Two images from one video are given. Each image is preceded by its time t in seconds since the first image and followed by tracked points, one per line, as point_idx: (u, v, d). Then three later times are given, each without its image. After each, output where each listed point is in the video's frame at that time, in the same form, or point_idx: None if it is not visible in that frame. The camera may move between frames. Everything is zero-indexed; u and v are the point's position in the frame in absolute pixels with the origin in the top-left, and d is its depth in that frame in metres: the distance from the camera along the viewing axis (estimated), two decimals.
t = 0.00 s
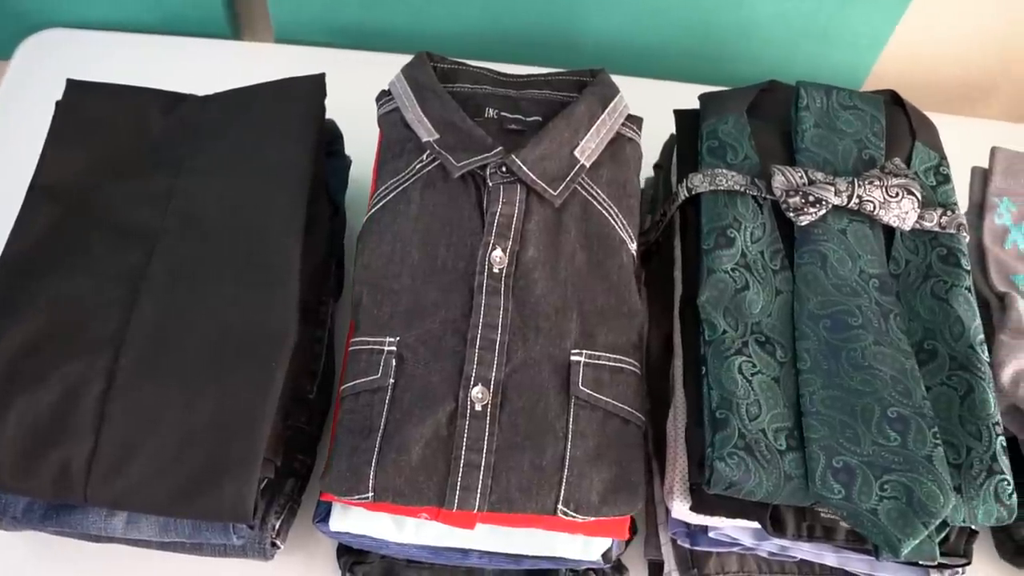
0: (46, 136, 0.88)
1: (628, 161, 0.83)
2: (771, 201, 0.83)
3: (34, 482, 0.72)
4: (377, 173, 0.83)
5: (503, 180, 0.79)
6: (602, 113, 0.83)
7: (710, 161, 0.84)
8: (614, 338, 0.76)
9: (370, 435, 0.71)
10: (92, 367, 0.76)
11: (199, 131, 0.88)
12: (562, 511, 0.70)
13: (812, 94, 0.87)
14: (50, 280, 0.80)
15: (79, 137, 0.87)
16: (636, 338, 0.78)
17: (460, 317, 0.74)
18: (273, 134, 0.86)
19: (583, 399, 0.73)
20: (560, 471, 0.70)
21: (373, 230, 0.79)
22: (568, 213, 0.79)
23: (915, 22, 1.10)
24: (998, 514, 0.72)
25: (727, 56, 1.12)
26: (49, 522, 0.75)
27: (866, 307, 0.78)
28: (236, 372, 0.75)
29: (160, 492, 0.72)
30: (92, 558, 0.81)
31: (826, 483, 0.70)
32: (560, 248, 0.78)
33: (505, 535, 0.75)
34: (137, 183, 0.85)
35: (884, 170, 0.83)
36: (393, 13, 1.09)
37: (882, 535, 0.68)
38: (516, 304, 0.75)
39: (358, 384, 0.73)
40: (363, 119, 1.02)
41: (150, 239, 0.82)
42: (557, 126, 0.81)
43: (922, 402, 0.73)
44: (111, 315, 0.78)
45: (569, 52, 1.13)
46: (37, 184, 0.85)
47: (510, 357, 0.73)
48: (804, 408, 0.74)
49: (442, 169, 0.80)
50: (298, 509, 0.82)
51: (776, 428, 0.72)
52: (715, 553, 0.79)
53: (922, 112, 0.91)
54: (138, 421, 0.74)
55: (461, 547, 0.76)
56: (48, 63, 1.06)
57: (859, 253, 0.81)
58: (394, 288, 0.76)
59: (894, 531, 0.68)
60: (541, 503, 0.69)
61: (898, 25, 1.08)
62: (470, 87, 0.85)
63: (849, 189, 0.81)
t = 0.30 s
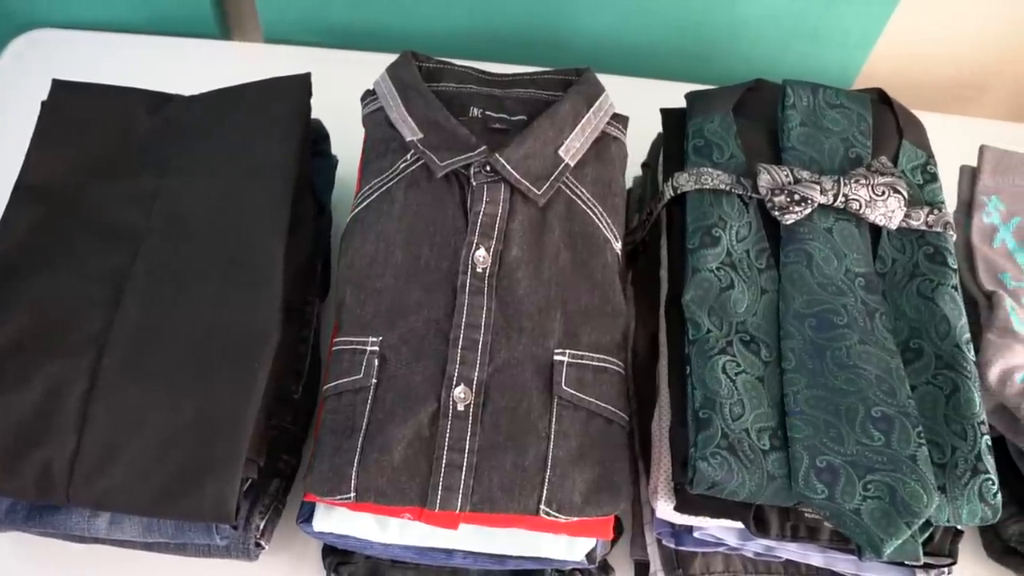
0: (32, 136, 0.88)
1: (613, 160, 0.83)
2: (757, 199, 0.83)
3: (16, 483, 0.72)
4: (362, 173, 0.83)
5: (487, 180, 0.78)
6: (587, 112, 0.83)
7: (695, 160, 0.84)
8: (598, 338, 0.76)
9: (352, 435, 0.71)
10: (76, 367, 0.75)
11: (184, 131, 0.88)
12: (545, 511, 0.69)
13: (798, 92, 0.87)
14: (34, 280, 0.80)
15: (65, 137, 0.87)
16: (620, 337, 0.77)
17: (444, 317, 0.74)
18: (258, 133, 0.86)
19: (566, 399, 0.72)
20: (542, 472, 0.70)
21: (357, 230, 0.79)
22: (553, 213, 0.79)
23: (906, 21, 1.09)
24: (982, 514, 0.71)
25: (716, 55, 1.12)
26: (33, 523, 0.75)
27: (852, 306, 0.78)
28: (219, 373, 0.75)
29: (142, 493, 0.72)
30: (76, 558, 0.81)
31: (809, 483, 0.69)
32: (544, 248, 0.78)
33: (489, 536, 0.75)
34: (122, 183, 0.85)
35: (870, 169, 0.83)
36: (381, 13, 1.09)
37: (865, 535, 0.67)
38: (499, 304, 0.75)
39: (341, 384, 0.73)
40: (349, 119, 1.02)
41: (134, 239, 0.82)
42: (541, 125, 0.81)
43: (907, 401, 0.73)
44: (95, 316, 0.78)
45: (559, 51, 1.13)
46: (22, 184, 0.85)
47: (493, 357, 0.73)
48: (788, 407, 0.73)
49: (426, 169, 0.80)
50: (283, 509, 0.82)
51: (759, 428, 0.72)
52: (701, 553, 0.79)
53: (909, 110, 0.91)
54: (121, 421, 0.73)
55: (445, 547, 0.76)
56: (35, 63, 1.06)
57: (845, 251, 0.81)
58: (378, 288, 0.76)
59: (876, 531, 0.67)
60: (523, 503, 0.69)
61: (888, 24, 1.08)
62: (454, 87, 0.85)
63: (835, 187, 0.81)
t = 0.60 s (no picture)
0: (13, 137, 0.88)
1: (596, 160, 0.82)
2: (740, 199, 0.82)
3: None
4: (343, 173, 0.83)
5: (467, 180, 0.78)
6: (569, 112, 0.82)
7: (678, 159, 0.84)
8: (578, 339, 0.75)
9: (331, 436, 0.71)
10: (55, 369, 0.75)
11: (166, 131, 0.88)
12: (523, 513, 0.69)
13: (782, 92, 0.86)
14: (15, 282, 0.80)
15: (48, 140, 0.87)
16: (601, 338, 0.77)
17: (423, 317, 0.74)
18: (239, 133, 0.86)
19: (545, 400, 0.72)
20: (520, 473, 0.70)
21: (337, 231, 0.79)
22: (533, 213, 0.79)
23: (896, 20, 1.09)
24: (963, 514, 0.71)
25: (702, 55, 1.12)
26: (13, 525, 0.75)
27: (834, 306, 0.77)
28: (198, 374, 0.75)
29: (121, 495, 0.71)
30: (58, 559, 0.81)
31: (788, 484, 0.69)
32: (524, 248, 0.77)
33: (469, 537, 0.75)
34: (103, 184, 0.85)
35: (854, 168, 0.83)
36: (367, 13, 1.09)
37: (843, 537, 0.67)
38: (479, 304, 0.75)
39: (320, 385, 0.73)
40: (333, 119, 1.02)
41: (115, 240, 0.82)
42: (522, 125, 0.80)
43: (888, 402, 0.73)
44: (75, 317, 0.78)
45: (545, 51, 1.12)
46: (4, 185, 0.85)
47: (472, 358, 0.73)
48: (769, 408, 0.73)
49: (407, 170, 0.79)
50: (264, 510, 0.82)
51: (739, 429, 0.72)
52: (683, 554, 0.78)
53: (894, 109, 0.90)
54: (100, 423, 0.73)
55: (425, 549, 0.76)
56: (19, 63, 1.06)
57: (828, 251, 0.80)
58: (357, 289, 0.76)
59: (855, 533, 0.67)
60: (502, 505, 0.69)
61: (875, 23, 1.08)
62: (436, 87, 0.85)
63: (818, 187, 0.81)
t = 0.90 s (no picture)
0: None
1: (575, 160, 0.82)
2: (720, 198, 0.82)
3: None
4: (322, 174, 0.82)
5: (445, 180, 0.78)
6: (549, 112, 0.82)
7: (658, 158, 0.83)
8: (555, 339, 0.75)
9: (307, 437, 0.71)
10: (32, 370, 0.75)
11: (147, 131, 0.87)
12: (499, 514, 0.69)
13: (763, 90, 0.86)
14: None
15: (29, 141, 0.87)
16: (580, 338, 0.77)
17: (400, 317, 0.74)
18: (219, 133, 0.85)
19: (522, 401, 0.72)
20: (496, 474, 0.70)
21: (316, 231, 0.79)
22: (512, 213, 0.79)
23: (890, 18, 1.09)
24: (941, 515, 0.71)
25: (688, 54, 1.12)
26: None
27: (814, 306, 0.77)
28: (175, 375, 0.74)
29: (97, 496, 0.71)
30: (36, 561, 0.81)
31: (764, 485, 0.68)
32: (502, 249, 0.77)
33: (446, 538, 0.75)
34: (84, 185, 0.85)
35: (834, 167, 0.82)
36: (351, 13, 1.08)
37: (819, 537, 0.67)
38: (455, 305, 0.74)
39: (296, 385, 0.73)
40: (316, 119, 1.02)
41: (94, 241, 0.82)
42: (501, 125, 0.80)
43: (867, 402, 0.72)
44: (54, 318, 0.77)
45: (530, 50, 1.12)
46: None
47: (448, 358, 0.73)
48: (746, 408, 0.73)
49: (385, 170, 0.79)
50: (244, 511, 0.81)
51: (716, 429, 0.71)
52: (662, 555, 0.78)
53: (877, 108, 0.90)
54: (76, 424, 0.73)
55: (403, 549, 0.76)
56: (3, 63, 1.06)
57: (808, 251, 0.80)
58: (335, 289, 0.75)
59: (831, 533, 0.67)
60: (477, 506, 0.69)
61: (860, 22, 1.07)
62: (416, 86, 0.84)
63: (798, 186, 0.80)
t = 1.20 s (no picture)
0: None
1: (554, 159, 0.82)
2: (700, 198, 0.82)
3: None
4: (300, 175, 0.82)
5: (423, 180, 0.78)
6: (527, 112, 0.82)
7: (638, 158, 0.83)
8: (532, 339, 0.75)
9: (282, 439, 0.71)
10: (7, 371, 0.74)
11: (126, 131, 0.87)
12: (474, 516, 0.69)
13: (744, 89, 0.85)
14: None
15: (8, 141, 0.87)
16: (558, 338, 0.76)
17: (376, 318, 0.74)
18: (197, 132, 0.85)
19: (498, 402, 0.72)
20: (472, 475, 0.69)
21: (293, 232, 0.78)
22: (489, 213, 0.78)
23: (882, 16, 1.08)
24: (920, 516, 0.70)
25: (673, 54, 1.11)
26: None
27: (794, 305, 0.77)
28: (151, 376, 0.74)
29: (72, 497, 0.71)
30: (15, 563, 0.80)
31: (741, 486, 0.68)
32: (479, 249, 0.77)
33: (423, 539, 0.74)
34: (62, 186, 0.84)
35: (815, 166, 0.82)
36: (335, 13, 1.08)
37: (795, 539, 0.66)
38: (432, 305, 0.74)
39: (272, 387, 0.73)
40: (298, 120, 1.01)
41: (72, 241, 0.81)
42: (479, 125, 0.80)
43: (845, 402, 0.72)
44: (30, 319, 0.77)
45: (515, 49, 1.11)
46: None
47: (424, 359, 0.72)
48: (724, 409, 0.72)
49: (362, 170, 0.79)
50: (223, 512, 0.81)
51: (693, 430, 0.71)
52: (642, 556, 0.78)
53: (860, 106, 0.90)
54: (51, 426, 0.72)
55: (381, 551, 0.75)
56: None
57: (788, 250, 0.80)
58: (311, 290, 0.75)
59: (807, 535, 0.66)
60: (452, 508, 0.68)
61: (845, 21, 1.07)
62: (394, 86, 0.84)
63: (778, 185, 0.80)
